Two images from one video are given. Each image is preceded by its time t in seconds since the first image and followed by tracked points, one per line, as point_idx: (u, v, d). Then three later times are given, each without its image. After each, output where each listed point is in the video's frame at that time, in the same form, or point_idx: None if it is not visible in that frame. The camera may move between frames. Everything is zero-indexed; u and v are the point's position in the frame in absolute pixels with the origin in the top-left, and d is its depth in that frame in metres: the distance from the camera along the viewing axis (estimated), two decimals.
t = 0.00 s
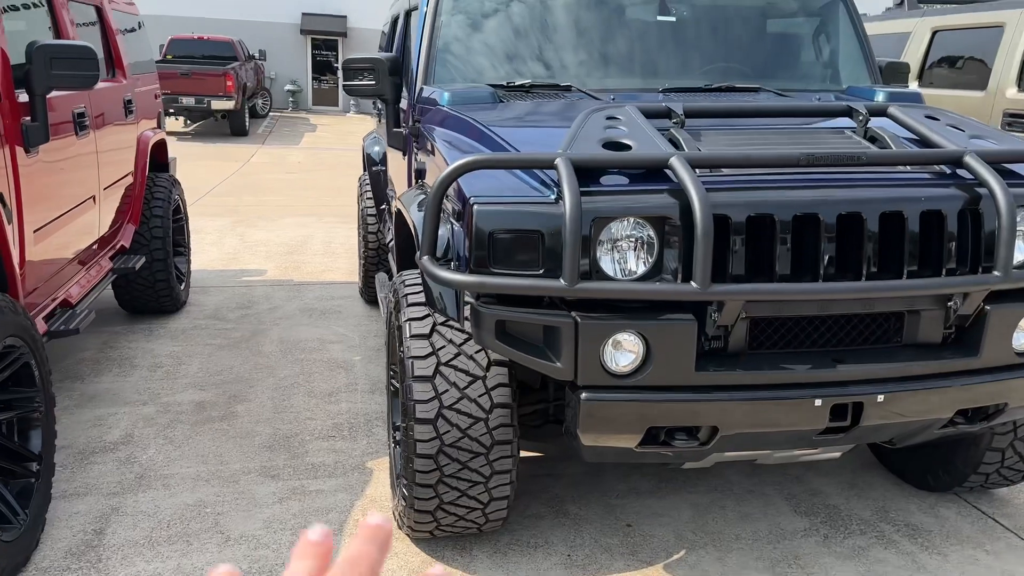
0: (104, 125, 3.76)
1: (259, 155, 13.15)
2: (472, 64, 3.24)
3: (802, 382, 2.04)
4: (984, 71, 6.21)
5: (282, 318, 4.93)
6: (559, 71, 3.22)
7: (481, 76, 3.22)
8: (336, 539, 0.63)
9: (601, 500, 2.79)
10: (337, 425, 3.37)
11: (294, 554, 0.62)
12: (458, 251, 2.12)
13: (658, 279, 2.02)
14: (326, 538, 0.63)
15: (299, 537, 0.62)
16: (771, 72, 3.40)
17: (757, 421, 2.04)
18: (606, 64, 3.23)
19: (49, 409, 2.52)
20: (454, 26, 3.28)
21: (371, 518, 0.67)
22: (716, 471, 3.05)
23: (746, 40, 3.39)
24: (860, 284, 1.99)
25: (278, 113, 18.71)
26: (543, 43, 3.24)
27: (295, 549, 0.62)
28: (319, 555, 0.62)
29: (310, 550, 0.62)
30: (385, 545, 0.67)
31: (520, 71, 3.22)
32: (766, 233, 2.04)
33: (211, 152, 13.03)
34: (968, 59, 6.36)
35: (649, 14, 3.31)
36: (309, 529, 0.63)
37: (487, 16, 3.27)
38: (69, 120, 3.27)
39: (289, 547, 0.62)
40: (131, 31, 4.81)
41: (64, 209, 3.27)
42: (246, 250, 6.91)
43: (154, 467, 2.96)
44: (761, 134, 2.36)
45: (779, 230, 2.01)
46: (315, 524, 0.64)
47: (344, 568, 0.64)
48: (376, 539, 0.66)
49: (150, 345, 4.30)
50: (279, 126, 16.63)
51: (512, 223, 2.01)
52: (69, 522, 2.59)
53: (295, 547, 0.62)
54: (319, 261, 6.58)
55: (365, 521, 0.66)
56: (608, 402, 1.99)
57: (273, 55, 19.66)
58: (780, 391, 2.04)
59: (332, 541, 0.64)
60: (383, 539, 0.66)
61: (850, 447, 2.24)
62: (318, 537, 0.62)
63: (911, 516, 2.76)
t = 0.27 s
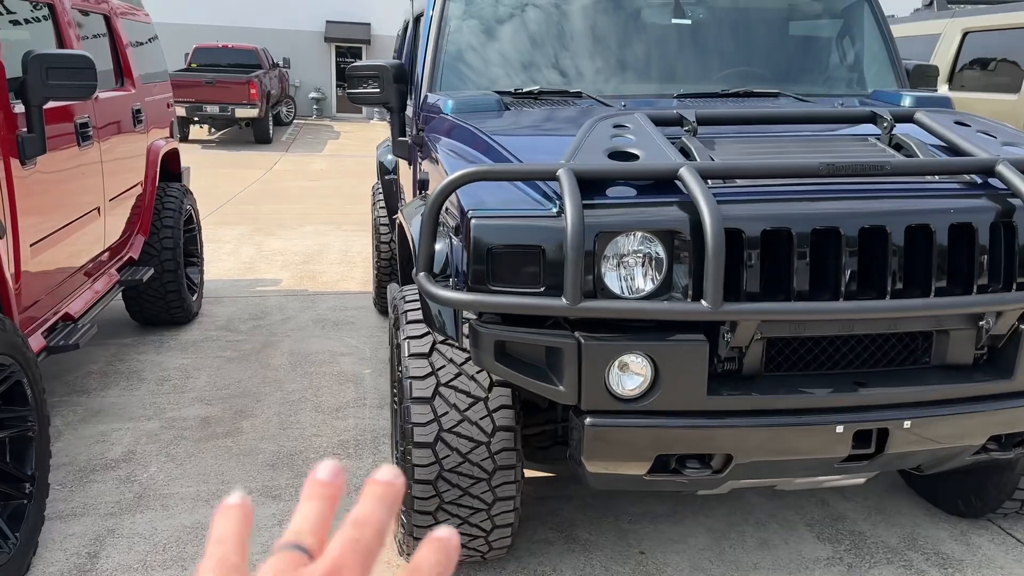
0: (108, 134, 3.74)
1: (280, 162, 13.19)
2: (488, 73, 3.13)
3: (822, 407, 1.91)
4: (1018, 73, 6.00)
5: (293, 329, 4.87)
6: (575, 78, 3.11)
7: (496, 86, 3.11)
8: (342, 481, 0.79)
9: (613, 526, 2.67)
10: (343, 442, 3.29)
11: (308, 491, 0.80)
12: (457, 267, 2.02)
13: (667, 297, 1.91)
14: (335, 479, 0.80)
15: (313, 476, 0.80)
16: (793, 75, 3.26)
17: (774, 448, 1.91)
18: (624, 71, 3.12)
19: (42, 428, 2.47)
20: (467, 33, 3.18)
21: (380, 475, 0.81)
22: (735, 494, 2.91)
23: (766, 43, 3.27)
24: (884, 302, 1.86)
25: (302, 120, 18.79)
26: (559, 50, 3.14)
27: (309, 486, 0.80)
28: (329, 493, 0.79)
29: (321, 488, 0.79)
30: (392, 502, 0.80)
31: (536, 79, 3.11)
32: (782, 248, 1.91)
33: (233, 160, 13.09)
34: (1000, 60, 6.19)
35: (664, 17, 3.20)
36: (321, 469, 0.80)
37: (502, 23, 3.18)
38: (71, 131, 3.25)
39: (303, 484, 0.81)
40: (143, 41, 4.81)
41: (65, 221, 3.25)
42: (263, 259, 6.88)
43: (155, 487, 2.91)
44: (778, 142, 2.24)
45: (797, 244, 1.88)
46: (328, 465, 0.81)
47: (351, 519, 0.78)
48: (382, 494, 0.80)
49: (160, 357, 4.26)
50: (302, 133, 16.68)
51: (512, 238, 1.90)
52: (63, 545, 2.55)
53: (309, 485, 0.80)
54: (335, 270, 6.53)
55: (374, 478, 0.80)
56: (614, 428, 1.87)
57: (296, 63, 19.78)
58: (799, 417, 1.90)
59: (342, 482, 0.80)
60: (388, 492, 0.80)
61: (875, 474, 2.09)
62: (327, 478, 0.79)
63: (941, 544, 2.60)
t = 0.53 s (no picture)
0: (104, 140, 3.67)
1: (286, 166, 13.13)
2: (493, 75, 3.04)
3: (846, 424, 1.81)
4: None
5: (297, 337, 4.79)
6: (582, 79, 3.02)
7: (501, 87, 3.02)
8: (373, 477, 0.75)
9: (625, 543, 2.57)
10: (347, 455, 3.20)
11: (341, 486, 0.75)
12: (461, 279, 1.93)
13: (682, 310, 1.81)
14: (368, 475, 0.75)
15: (345, 472, 0.75)
16: (806, 75, 3.17)
17: (796, 467, 1.81)
18: (632, 71, 3.03)
19: (35, 444, 2.39)
20: (472, 34, 3.09)
21: (411, 471, 0.75)
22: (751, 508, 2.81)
23: (780, 42, 3.17)
24: (913, 314, 1.76)
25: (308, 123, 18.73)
26: (565, 51, 3.05)
27: (342, 482, 0.75)
28: (361, 490, 0.75)
29: (354, 485, 0.75)
30: (426, 499, 0.75)
31: (542, 81, 3.02)
32: (803, 257, 1.82)
33: (239, 164, 13.03)
34: (1011, 59, 6.14)
35: (674, 16, 3.10)
36: (353, 464, 0.76)
37: (508, 23, 3.09)
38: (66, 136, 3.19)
39: (336, 479, 0.75)
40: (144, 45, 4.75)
41: (60, 228, 3.18)
42: (267, 265, 6.81)
43: (153, 503, 2.83)
44: (796, 145, 2.14)
45: (820, 253, 1.78)
46: (361, 460, 0.76)
47: (384, 519, 0.73)
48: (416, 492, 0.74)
49: (161, 367, 4.19)
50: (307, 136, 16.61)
51: (520, 247, 1.81)
52: (57, 566, 2.48)
53: (341, 481, 0.75)
54: (340, 275, 6.45)
55: (405, 474, 0.74)
56: (627, 447, 1.77)
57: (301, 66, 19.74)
58: (822, 435, 1.81)
59: (374, 478, 0.75)
60: (421, 489, 0.74)
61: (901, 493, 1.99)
62: (359, 475, 0.74)
63: (968, 562, 2.50)
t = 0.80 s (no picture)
0: (97, 143, 3.57)
1: (286, 166, 13.07)
2: (491, 76, 2.97)
3: (859, 440, 1.74)
4: None
5: (294, 341, 4.72)
6: (583, 79, 2.94)
7: (500, 88, 2.95)
8: (382, 472, 0.74)
9: (628, 559, 2.50)
10: (343, 465, 3.13)
11: (349, 485, 0.74)
12: (457, 289, 1.86)
13: (687, 321, 1.74)
14: (376, 474, 0.74)
15: (353, 470, 0.74)
16: (812, 75, 3.09)
17: (808, 485, 1.73)
18: (634, 71, 2.95)
19: (21, 458, 2.31)
20: (471, 33, 3.01)
21: (416, 472, 0.73)
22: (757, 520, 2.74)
23: (785, 40, 3.09)
24: (928, 325, 1.69)
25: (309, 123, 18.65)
26: (565, 50, 2.98)
27: (349, 481, 0.74)
28: (369, 489, 0.74)
29: (362, 484, 0.74)
30: (429, 501, 0.73)
31: (541, 81, 2.95)
32: (814, 266, 1.75)
33: (238, 165, 12.95)
34: (1015, 57, 6.07)
35: (677, 14, 3.03)
36: (362, 462, 0.74)
37: (507, 21, 3.01)
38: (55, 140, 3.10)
39: (344, 477, 0.75)
40: (138, 46, 4.67)
41: (50, 234, 3.09)
42: (266, 267, 6.74)
43: (144, 515, 2.75)
44: (804, 148, 2.06)
45: (831, 262, 1.71)
46: (369, 459, 0.75)
47: (389, 518, 0.72)
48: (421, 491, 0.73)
49: (156, 373, 4.12)
50: (307, 136, 16.53)
51: (517, 256, 1.73)
52: None
53: (350, 480, 0.74)
54: (339, 278, 6.37)
55: (410, 476, 0.73)
56: (631, 465, 1.70)
57: (302, 66, 19.68)
58: (833, 451, 1.73)
59: (383, 478, 0.74)
60: (428, 490, 0.73)
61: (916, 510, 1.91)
62: (368, 472, 0.73)
63: None
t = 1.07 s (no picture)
0: (96, 141, 3.53)
1: (290, 164, 13.05)
2: (493, 74, 2.93)
3: (863, 446, 1.70)
4: None
5: (295, 341, 4.69)
6: (585, 77, 2.90)
7: (501, 86, 2.91)
8: (346, 493, 0.70)
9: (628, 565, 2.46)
10: (341, 466, 3.10)
11: (309, 504, 0.70)
12: (452, 291, 1.82)
13: (687, 324, 1.70)
14: (338, 493, 0.70)
15: (312, 490, 0.69)
16: (817, 72, 3.04)
17: (811, 491, 1.69)
18: (636, 68, 2.91)
19: (14, 461, 2.28)
20: (472, 30, 2.97)
21: (379, 491, 0.71)
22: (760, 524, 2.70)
23: (790, 37, 3.05)
24: (935, 329, 1.65)
25: (313, 121, 18.64)
26: (567, 47, 2.93)
27: (309, 500, 0.70)
28: (330, 509, 0.70)
29: (322, 504, 0.70)
30: (392, 521, 0.71)
31: (543, 79, 2.91)
32: (818, 268, 1.71)
33: (242, 163, 12.93)
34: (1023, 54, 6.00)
35: (681, 10, 2.98)
36: (323, 481, 0.70)
37: (508, 18, 2.97)
38: (51, 140, 3.05)
39: (305, 497, 0.70)
40: (138, 44, 4.63)
41: (46, 235, 3.04)
42: (268, 265, 6.72)
43: (140, 517, 2.73)
44: (808, 147, 2.02)
45: (836, 264, 1.66)
46: (330, 476, 0.71)
47: (350, 538, 0.69)
48: (385, 512, 0.70)
49: (156, 372, 4.10)
50: (311, 134, 16.51)
51: (514, 258, 1.70)
52: None
53: (309, 500, 0.70)
54: (341, 277, 6.35)
55: (372, 495, 0.71)
56: (629, 471, 1.66)
57: (306, 64, 19.66)
58: (837, 457, 1.69)
59: (344, 497, 0.70)
60: (391, 509, 0.71)
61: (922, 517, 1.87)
62: (328, 493, 0.69)
63: None
